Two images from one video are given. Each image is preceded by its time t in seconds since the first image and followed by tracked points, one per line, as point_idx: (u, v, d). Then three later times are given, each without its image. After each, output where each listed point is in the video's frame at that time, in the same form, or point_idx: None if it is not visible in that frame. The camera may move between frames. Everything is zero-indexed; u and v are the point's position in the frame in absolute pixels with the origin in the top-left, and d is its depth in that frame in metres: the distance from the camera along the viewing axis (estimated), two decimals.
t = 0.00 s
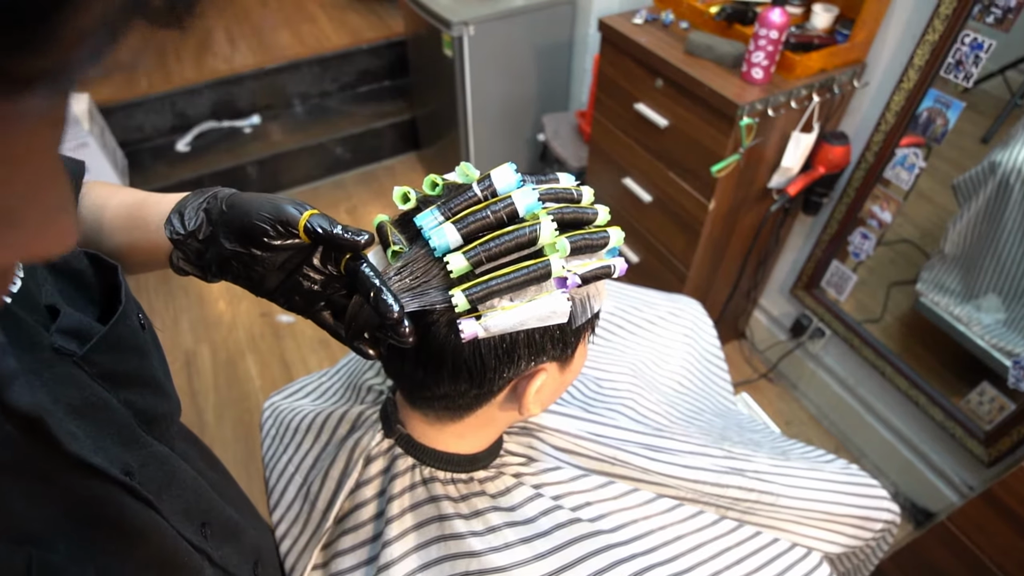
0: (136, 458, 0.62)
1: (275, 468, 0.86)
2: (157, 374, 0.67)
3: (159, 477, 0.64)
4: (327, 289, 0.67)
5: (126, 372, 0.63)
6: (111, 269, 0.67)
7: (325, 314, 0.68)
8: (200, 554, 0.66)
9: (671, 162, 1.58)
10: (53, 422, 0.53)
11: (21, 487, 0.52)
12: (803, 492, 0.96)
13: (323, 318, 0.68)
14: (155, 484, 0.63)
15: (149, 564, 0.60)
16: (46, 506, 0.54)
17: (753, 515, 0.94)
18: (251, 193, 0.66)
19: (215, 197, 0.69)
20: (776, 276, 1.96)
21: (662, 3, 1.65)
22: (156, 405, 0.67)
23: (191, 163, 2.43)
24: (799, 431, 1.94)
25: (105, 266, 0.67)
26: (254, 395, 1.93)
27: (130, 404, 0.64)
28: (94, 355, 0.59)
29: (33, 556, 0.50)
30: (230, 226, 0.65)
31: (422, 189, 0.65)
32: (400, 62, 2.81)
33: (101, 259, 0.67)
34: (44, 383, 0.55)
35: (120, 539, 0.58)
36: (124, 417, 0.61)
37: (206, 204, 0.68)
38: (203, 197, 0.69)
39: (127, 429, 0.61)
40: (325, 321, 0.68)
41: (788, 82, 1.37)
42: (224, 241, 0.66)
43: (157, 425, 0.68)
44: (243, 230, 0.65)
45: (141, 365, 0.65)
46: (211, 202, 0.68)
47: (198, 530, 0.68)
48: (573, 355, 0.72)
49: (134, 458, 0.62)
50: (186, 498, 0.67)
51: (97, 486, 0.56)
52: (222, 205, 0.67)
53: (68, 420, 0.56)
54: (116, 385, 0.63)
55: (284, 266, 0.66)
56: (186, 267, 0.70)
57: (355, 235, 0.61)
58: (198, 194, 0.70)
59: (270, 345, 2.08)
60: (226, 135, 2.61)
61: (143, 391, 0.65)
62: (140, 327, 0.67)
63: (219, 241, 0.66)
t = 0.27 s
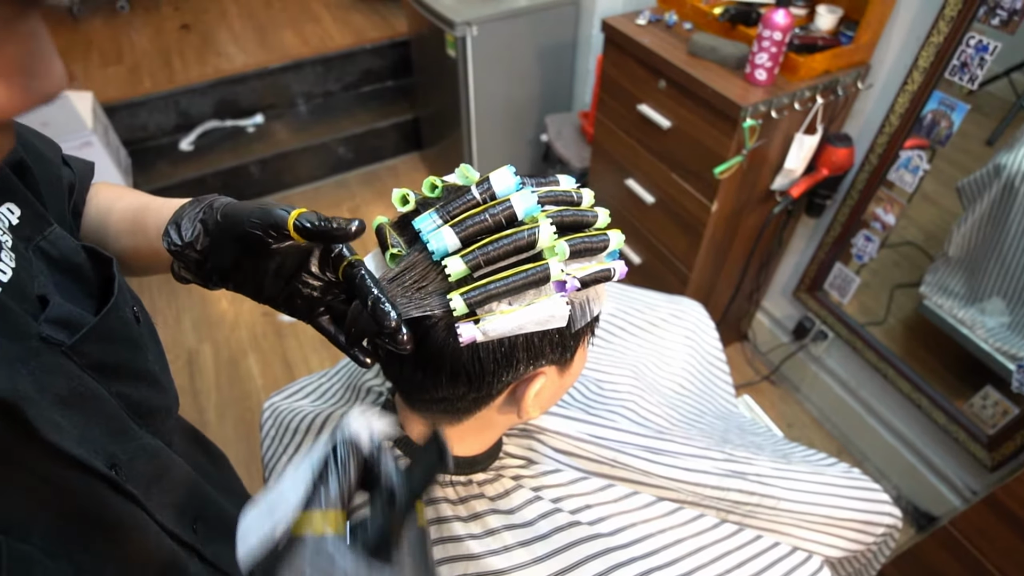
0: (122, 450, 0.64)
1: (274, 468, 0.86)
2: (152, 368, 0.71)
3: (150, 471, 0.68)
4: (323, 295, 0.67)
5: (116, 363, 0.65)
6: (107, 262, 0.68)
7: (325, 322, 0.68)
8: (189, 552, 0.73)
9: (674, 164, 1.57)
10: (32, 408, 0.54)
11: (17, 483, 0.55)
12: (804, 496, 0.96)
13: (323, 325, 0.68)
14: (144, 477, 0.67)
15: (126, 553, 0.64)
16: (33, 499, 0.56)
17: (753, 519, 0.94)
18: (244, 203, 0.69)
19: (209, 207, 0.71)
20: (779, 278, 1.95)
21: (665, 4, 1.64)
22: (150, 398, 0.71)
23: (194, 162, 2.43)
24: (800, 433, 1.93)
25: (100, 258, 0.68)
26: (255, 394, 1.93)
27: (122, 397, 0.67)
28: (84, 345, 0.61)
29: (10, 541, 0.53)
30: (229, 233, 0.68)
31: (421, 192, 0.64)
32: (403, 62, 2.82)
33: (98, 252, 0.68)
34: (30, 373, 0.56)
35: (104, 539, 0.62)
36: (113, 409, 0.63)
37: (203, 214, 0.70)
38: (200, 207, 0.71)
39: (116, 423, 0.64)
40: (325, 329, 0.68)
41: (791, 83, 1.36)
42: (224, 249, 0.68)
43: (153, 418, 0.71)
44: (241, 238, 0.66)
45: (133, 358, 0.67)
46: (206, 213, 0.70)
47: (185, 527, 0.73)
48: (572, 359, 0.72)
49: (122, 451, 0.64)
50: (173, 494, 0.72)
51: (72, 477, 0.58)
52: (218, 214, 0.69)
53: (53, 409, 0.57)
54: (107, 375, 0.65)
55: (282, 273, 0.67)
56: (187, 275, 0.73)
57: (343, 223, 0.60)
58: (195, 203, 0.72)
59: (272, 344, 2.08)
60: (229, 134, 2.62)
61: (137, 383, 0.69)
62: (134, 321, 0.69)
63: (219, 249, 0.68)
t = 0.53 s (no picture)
0: (121, 426, 0.64)
1: (272, 469, 0.86)
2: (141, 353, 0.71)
3: (147, 447, 0.67)
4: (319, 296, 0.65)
5: (106, 346, 0.66)
6: (94, 251, 0.68)
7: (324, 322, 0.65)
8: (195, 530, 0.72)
9: (677, 165, 1.57)
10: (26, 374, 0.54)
11: (26, 466, 0.56)
12: (805, 499, 0.96)
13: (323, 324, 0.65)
14: (144, 454, 0.66)
15: (133, 525, 0.64)
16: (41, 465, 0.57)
17: (754, 522, 0.94)
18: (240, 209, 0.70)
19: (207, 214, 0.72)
20: (782, 281, 1.95)
21: (669, 5, 1.64)
22: (140, 381, 0.71)
23: (198, 161, 2.44)
24: (802, 436, 1.92)
25: (86, 247, 0.68)
26: (257, 393, 1.94)
27: (113, 379, 0.67)
28: (73, 326, 0.61)
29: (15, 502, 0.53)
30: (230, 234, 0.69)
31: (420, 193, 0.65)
32: (407, 61, 2.81)
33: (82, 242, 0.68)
34: (21, 348, 0.56)
35: (106, 510, 0.62)
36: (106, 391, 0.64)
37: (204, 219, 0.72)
38: (202, 218, 0.72)
39: (111, 403, 0.64)
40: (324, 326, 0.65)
41: (795, 85, 1.36)
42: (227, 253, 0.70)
43: (144, 402, 0.73)
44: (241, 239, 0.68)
45: (122, 342, 0.68)
46: (205, 217, 0.72)
47: (188, 506, 0.73)
48: (572, 361, 0.72)
49: (121, 427, 0.64)
50: (173, 473, 0.71)
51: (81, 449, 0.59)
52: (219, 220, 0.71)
53: (47, 382, 0.57)
54: (99, 358, 0.65)
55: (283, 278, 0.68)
56: (191, 285, 0.75)
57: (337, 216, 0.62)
58: (198, 214, 0.73)
59: (274, 343, 2.08)
60: (233, 133, 2.62)
61: (128, 366, 0.69)
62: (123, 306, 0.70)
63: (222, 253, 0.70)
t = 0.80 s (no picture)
0: (123, 419, 0.64)
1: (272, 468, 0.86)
2: (147, 345, 0.72)
3: (148, 440, 0.67)
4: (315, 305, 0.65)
5: (112, 337, 0.66)
6: (98, 243, 0.68)
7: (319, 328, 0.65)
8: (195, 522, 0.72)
9: (681, 167, 1.57)
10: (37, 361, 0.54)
11: (31, 458, 0.56)
12: (807, 503, 0.95)
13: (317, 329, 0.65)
14: (145, 446, 0.66)
15: (137, 518, 0.64)
16: (45, 453, 0.56)
17: (754, 526, 0.93)
18: (243, 206, 0.69)
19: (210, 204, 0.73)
20: (785, 284, 1.94)
21: (673, 6, 1.63)
22: (145, 373, 0.71)
23: (202, 160, 2.44)
24: (804, 439, 1.92)
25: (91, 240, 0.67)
26: (259, 392, 1.94)
27: (119, 369, 0.67)
28: (80, 318, 0.61)
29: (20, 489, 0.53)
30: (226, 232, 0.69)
31: (420, 195, 0.65)
32: (411, 61, 2.81)
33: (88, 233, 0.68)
34: (30, 339, 0.56)
35: (111, 499, 0.62)
36: (112, 383, 0.64)
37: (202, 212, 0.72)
38: (199, 205, 0.73)
39: (115, 398, 0.64)
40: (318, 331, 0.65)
41: (800, 87, 1.35)
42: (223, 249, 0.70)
43: (147, 392, 0.72)
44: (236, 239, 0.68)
45: (127, 333, 0.68)
46: (205, 209, 0.72)
47: (189, 497, 0.73)
48: (571, 365, 0.72)
49: (124, 421, 0.64)
50: (174, 465, 0.71)
51: (86, 436, 0.58)
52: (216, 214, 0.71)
53: (54, 374, 0.57)
54: (105, 350, 0.66)
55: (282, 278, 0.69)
56: (183, 270, 0.76)
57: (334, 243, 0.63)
58: (197, 199, 0.74)
59: (276, 342, 2.08)
60: (237, 132, 2.63)
61: (132, 356, 0.70)
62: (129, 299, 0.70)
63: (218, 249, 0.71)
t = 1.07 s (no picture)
0: (123, 424, 0.65)
1: (274, 466, 0.86)
2: (152, 346, 0.72)
3: (147, 445, 0.67)
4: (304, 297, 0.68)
5: (116, 339, 0.66)
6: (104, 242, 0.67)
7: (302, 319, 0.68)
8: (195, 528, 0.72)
9: (686, 168, 1.56)
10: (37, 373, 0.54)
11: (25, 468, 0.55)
12: (810, 506, 0.94)
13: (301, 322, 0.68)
14: (144, 452, 0.66)
15: (138, 526, 0.64)
16: (44, 465, 0.56)
17: (758, 530, 0.93)
18: (248, 188, 0.69)
19: (214, 183, 0.72)
20: (790, 285, 1.93)
21: (680, 6, 1.63)
22: (148, 374, 0.71)
23: (208, 158, 2.45)
24: (808, 442, 1.91)
25: (96, 238, 0.67)
26: (263, 390, 1.94)
27: (120, 370, 0.67)
28: (83, 320, 0.61)
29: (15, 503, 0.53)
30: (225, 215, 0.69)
31: (422, 197, 0.65)
32: (417, 61, 2.82)
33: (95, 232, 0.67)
34: (30, 346, 0.56)
35: (112, 507, 0.62)
36: (112, 385, 0.64)
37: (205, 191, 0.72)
38: (203, 183, 0.72)
39: (114, 399, 0.64)
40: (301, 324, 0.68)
41: (806, 89, 1.34)
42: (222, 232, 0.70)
43: (149, 393, 0.72)
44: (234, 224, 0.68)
45: (132, 333, 0.68)
46: (209, 187, 0.72)
47: (189, 503, 0.73)
48: (574, 368, 0.72)
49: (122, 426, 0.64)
50: (174, 470, 0.71)
51: (82, 444, 0.58)
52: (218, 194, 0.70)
53: (54, 381, 0.57)
54: (109, 351, 0.66)
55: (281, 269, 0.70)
56: (178, 248, 0.75)
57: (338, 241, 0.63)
58: (203, 176, 0.74)
59: (280, 340, 2.09)
60: (243, 130, 2.63)
61: (135, 358, 0.69)
62: (133, 298, 0.70)
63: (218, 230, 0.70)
